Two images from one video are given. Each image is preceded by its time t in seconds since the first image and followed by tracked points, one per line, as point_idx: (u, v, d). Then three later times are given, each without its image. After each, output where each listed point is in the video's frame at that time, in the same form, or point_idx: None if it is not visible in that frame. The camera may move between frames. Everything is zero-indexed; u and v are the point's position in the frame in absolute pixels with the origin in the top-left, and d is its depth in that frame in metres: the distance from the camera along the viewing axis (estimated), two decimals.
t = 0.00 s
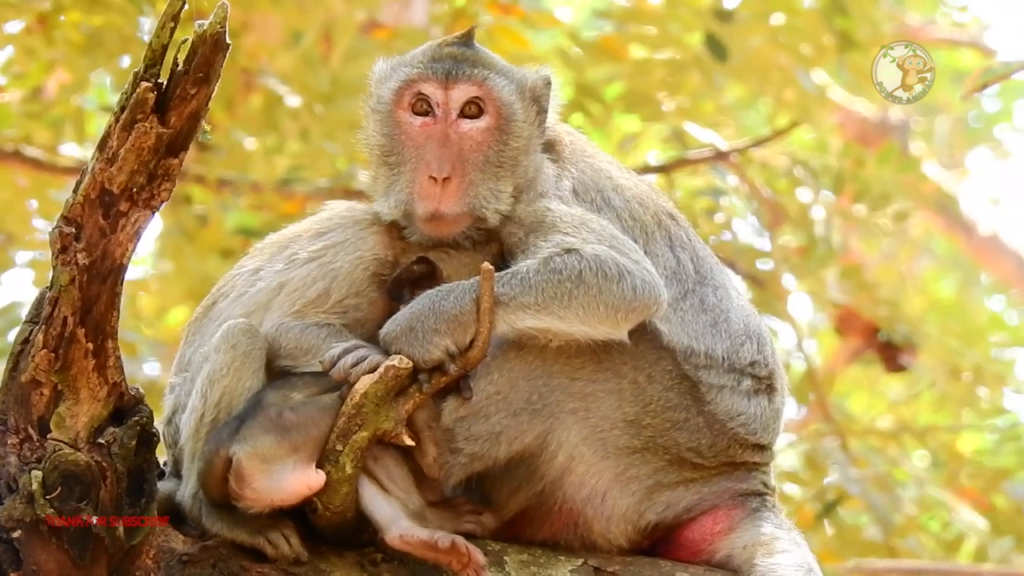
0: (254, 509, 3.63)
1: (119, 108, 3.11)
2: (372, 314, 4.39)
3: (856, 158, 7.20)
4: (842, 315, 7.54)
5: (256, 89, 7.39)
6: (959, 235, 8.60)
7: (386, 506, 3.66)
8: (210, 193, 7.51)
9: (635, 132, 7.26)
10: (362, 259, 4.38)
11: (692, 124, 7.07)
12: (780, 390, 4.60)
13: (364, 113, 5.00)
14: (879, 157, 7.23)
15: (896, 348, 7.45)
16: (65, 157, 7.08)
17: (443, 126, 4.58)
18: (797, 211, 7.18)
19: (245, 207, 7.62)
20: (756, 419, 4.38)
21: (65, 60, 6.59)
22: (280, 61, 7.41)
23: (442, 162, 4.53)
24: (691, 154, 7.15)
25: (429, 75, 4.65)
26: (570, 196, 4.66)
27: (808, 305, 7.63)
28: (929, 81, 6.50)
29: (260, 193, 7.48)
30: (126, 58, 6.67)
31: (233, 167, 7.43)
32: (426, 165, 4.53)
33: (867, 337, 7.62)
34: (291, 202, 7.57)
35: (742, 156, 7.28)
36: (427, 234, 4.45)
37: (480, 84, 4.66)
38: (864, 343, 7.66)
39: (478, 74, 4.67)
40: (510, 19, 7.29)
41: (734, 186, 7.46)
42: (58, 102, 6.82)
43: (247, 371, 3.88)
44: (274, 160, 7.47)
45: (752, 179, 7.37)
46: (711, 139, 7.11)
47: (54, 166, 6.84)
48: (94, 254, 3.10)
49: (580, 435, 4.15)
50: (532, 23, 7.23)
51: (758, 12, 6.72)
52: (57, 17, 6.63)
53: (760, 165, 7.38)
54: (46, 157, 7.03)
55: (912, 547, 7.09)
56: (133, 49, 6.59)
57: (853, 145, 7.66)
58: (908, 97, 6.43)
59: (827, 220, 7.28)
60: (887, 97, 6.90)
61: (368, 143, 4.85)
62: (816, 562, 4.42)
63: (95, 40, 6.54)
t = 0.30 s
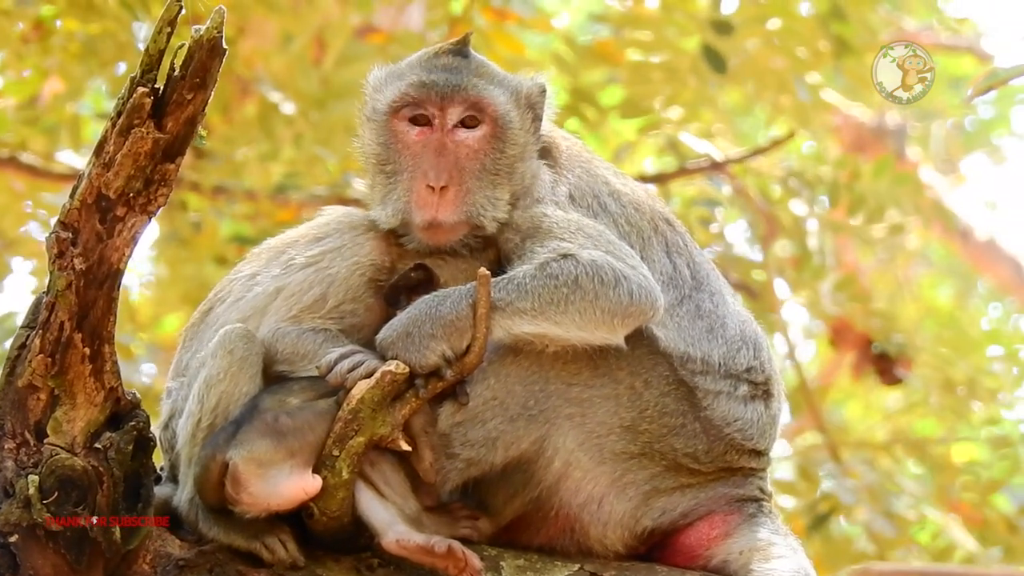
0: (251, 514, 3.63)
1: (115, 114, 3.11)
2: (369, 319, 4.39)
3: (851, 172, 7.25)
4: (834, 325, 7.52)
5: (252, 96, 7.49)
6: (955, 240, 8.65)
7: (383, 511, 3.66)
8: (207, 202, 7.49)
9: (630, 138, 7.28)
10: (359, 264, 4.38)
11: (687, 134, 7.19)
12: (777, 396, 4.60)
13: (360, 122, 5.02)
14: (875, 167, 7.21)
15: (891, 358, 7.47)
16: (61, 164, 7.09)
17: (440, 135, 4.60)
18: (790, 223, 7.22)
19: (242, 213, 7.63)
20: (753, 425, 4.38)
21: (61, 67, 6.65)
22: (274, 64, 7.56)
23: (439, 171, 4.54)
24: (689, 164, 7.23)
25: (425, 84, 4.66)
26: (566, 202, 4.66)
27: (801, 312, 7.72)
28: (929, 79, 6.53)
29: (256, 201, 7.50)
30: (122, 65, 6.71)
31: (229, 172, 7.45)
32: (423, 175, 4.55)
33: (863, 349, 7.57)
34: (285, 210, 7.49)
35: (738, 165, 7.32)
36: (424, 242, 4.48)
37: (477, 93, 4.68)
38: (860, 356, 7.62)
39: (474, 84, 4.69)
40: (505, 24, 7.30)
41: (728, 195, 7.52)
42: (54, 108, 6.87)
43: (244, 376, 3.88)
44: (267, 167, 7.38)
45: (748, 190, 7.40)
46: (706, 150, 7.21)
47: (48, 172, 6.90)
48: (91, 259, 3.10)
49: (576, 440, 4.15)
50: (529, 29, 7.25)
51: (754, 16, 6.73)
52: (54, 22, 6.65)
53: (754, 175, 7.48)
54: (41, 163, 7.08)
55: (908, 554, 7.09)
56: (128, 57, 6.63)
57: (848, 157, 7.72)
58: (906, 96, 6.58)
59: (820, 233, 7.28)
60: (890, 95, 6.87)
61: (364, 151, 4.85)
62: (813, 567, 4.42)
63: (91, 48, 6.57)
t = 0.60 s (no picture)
0: (251, 512, 3.64)
1: (116, 113, 3.11)
2: (369, 318, 4.39)
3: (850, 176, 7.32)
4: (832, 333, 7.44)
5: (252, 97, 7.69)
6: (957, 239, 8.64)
7: (383, 510, 3.66)
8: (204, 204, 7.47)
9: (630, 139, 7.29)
10: (359, 264, 4.38)
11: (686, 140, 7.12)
12: (776, 394, 4.60)
13: (358, 126, 5.02)
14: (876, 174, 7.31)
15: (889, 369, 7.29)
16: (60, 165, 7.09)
17: (438, 142, 4.60)
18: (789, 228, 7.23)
19: (241, 215, 7.64)
20: (753, 424, 4.39)
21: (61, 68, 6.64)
22: (274, 68, 7.57)
23: (438, 179, 4.55)
24: (690, 168, 7.17)
25: (423, 92, 4.65)
26: (566, 202, 4.66)
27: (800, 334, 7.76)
28: (929, 79, 6.50)
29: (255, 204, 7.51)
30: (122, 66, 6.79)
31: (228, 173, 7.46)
32: (423, 182, 4.55)
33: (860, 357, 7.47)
34: (284, 213, 7.52)
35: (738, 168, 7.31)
36: (425, 249, 4.47)
37: (474, 98, 4.67)
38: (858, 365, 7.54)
39: (472, 90, 4.68)
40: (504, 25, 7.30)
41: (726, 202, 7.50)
42: (53, 109, 6.86)
43: (244, 375, 3.88)
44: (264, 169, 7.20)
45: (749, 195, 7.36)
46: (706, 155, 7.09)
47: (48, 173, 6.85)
48: (91, 258, 3.10)
49: (576, 440, 4.15)
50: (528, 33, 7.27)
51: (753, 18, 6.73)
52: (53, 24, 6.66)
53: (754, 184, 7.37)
54: (41, 163, 7.07)
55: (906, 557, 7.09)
56: (129, 57, 6.70)
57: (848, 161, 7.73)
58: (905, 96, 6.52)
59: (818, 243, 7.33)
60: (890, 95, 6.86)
61: (363, 157, 4.86)
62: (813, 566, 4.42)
63: (91, 49, 6.62)
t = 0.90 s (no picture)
0: (252, 510, 3.63)
1: (116, 110, 3.11)
2: (370, 316, 4.39)
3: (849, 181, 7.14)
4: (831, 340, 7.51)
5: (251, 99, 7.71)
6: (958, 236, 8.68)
7: (384, 508, 3.66)
8: (204, 204, 7.48)
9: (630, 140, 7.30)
10: (360, 261, 4.39)
11: (685, 144, 7.11)
12: (777, 392, 4.60)
13: (357, 125, 5.01)
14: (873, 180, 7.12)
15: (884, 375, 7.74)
16: (60, 166, 7.10)
17: (438, 141, 4.60)
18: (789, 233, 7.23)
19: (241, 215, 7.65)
20: (754, 421, 4.39)
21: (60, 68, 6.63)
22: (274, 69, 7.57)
23: (438, 179, 4.55)
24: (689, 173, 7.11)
25: (423, 91, 4.65)
26: (566, 199, 4.66)
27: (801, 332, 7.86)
28: (929, 80, 6.50)
29: (255, 205, 7.52)
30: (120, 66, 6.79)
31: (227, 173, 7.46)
32: (423, 182, 4.54)
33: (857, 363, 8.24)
34: (283, 214, 7.55)
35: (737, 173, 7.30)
36: (425, 249, 4.47)
37: (474, 97, 4.66)
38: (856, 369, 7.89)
39: (471, 89, 4.68)
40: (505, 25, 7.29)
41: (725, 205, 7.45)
42: (53, 110, 6.85)
43: (245, 372, 3.88)
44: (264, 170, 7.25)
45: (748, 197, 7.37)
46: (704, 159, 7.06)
47: (48, 175, 6.85)
48: (92, 256, 3.10)
49: (578, 437, 4.14)
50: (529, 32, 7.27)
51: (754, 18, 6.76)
52: (53, 25, 6.66)
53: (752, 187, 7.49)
54: (40, 164, 7.07)
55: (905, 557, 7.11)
56: (128, 59, 6.69)
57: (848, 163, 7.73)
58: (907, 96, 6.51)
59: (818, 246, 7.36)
60: (889, 95, 6.86)
61: (362, 157, 4.86)
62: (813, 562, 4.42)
63: (91, 50, 6.60)
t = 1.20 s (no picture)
0: (253, 506, 3.63)
1: (118, 106, 3.11)
2: (372, 313, 4.39)
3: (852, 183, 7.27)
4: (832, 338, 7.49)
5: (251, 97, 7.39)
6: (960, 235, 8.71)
7: (385, 504, 3.66)
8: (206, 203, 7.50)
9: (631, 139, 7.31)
10: (362, 259, 4.40)
11: (686, 145, 7.18)
12: (779, 390, 4.60)
13: (359, 122, 5.02)
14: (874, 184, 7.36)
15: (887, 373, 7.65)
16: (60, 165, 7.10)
17: (440, 139, 4.62)
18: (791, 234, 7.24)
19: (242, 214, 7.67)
20: (755, 418, 4.39)
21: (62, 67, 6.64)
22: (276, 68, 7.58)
23: (441, 177, 4.56)
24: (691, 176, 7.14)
25: (425, 89, 4.66)
26: (568, 195, 4.65)
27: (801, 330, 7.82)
28: (929, 80, 6.51)
29: (257, 203, 7.53)
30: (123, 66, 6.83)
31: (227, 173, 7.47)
32: (425, 180, 4.56)
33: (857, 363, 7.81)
34: (285, 213, 7.58)
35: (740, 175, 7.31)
36: (427, 246, 4.49)
37: (476, 95, 4.67)
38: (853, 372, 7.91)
39: (473, 86, 4.68)
40: (506, 25, 7.29)
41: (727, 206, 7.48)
42: (55, 108, 6.86)
43: (247, 368, 3.88)
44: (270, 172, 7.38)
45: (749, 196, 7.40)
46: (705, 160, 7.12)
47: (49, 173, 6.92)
48: (94, 251, 3.10)
49: (579, 434, 4.15)
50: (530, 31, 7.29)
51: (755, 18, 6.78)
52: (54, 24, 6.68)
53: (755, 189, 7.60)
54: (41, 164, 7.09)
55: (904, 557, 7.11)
56: (130, 57, 6.75)
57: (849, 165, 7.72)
58: (907, 97, 6.50)
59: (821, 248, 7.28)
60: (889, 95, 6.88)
61: (365, 154, 4.87)
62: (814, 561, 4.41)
63: (93, 49, 6.61)
